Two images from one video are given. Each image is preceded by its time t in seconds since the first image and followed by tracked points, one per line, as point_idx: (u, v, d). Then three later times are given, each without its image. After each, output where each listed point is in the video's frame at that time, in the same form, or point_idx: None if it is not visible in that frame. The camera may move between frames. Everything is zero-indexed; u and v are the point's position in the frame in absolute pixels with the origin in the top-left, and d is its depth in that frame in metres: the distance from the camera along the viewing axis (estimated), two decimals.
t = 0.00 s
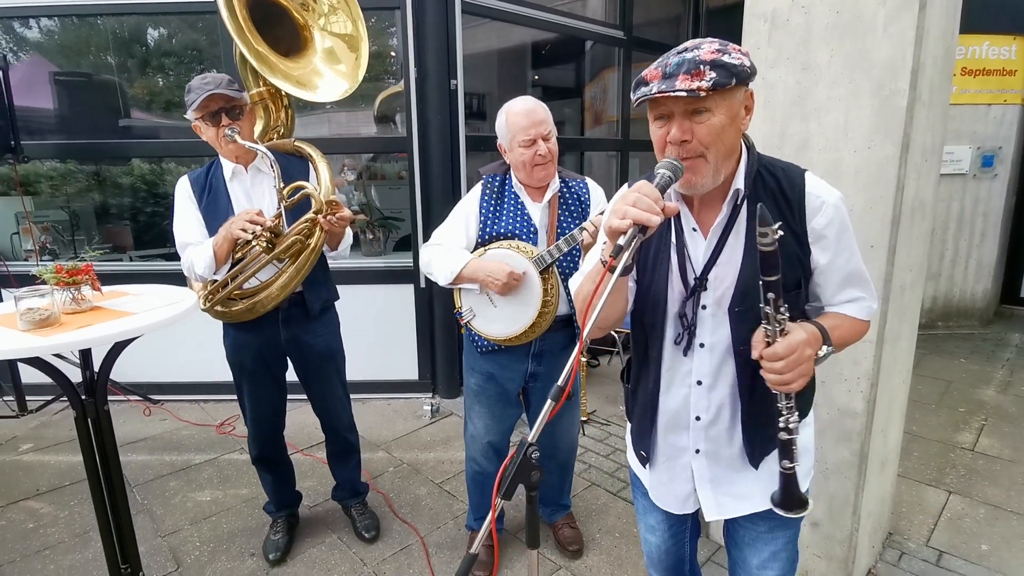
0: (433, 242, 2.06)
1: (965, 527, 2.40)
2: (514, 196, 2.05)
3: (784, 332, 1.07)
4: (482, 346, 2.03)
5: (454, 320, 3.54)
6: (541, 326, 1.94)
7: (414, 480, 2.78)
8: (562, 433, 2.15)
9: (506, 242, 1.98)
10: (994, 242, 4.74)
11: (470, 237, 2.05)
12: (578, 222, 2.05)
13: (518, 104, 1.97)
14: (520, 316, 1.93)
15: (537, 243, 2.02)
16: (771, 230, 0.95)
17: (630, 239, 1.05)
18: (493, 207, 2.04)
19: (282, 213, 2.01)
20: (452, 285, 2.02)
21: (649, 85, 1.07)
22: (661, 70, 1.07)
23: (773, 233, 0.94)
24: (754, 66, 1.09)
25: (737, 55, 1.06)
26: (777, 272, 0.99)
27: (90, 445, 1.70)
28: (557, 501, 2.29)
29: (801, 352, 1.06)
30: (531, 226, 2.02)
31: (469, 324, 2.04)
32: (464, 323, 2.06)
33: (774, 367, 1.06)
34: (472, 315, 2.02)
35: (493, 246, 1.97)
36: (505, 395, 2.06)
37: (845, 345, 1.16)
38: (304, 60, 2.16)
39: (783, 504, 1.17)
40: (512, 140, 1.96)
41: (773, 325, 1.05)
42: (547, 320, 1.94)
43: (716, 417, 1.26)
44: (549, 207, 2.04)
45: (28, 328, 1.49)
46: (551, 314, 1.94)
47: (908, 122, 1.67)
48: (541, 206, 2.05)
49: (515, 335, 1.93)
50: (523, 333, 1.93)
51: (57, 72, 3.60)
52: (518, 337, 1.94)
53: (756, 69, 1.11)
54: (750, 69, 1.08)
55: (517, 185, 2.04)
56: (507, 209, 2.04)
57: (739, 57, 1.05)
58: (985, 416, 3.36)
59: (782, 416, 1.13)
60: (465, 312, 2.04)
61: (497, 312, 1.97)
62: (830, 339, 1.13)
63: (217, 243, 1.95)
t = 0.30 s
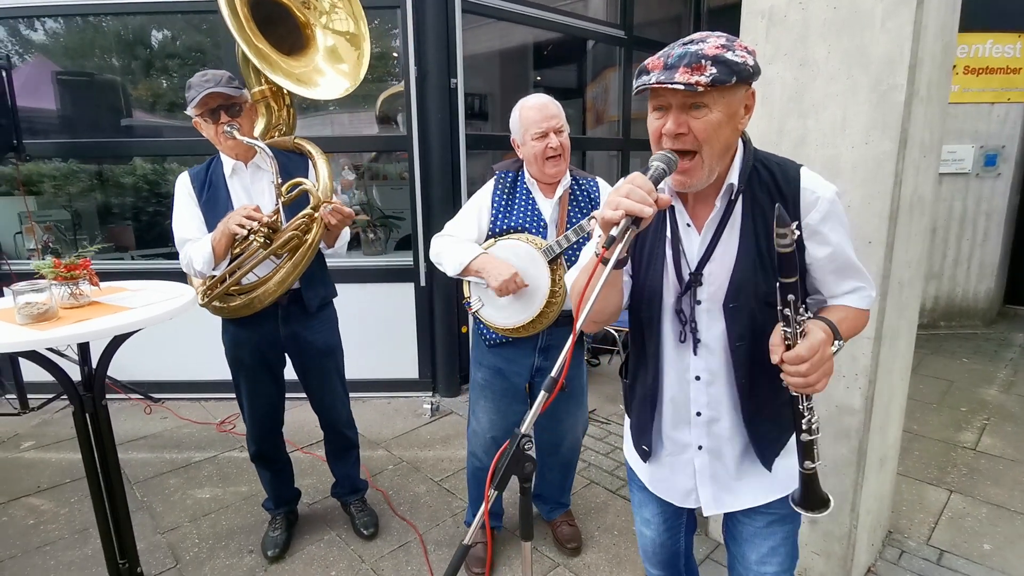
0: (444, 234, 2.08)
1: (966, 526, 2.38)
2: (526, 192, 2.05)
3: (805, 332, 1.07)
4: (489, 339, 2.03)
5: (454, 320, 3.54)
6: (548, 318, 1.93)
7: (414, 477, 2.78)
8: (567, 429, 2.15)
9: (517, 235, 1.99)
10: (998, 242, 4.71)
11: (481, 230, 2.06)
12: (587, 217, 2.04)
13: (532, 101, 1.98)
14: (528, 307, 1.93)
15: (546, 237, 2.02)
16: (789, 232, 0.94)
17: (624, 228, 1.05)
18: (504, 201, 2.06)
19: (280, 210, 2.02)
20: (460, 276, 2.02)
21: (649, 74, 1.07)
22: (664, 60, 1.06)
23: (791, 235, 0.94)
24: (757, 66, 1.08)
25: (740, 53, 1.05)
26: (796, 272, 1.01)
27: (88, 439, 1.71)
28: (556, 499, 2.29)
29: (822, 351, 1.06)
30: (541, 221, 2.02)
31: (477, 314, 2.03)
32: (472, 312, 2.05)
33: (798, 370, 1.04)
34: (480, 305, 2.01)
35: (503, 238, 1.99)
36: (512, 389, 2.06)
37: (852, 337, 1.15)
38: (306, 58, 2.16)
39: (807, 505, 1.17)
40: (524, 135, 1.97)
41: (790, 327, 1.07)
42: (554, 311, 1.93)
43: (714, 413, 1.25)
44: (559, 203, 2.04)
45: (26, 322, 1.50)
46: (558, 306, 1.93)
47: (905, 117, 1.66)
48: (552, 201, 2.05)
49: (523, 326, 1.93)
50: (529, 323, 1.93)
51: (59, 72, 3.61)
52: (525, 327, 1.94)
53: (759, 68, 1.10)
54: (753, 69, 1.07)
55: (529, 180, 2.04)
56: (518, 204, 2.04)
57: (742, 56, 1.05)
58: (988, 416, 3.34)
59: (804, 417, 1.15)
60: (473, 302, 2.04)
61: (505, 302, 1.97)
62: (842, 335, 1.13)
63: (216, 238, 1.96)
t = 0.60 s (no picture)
0: (447, 234, 2.10)
1: (967, 528, 2.37)
2: (526, 194, 2.05)
3: (768, 322, 1.06)
4: (491, 340, 2.03)
5: (453, 324, 3.53)
6: (548, 317, 1.91)
7: (412, 481, 2.78)
8: (566, 431, 2.13)
9: (517, 236, 1.98)
10: (996, 246, 4.71)
11: (484, 231, 2.08)
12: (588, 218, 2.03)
13: (534, 103, 1.99)
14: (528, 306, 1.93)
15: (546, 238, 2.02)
16: (740, 224, 0.94)
17: (619, 228, 1.05)
18: (506, 203, 2.05)
19: (281, 209, 2.03)
20: (463, 274, 2.05)
21: (633, 80, 1.08)
22: (644, 65, 1.07)
23: (741, 228, 0.94)
24: (739, 60, 1.09)
25: (721, 49, 1.05)
26: (751, 262, 0.99)
27: (84, 442, 1.71)
28: (555, 501, 2.28)
29: (783, 341, 1.05)
30: (541, 222, 2.02)
31: (478, 314, 2.03)
32: (472, 313, 2.06)
33: (756, 359, 1.05)
34: (481, 305, 2.02)
35: (505, 239, 1.99)
36: (513, 391, 2.06)
37: (840, 334, 1.15)
38: (310, 62, 2.16)
39: (791, 503, 1.15)
40: (526, 136, 1.98)
41: (752, 318, 1.05)
42: (554, 311, 1.91)
43: (714, 413, 1.25)
44: (559, 204, 2.04)
45: (22, 323, 1.50)
46: (559, 306, 1.91)
47: (901, 118, 1.67)
48: (553, 203, 2.05)
49: (523, 326, 1.92)
50: (529, 323, 1.92)
51: (59, 77, 3.62)
52: (524, 327, 1.93)
53: (741, 62, 1.10)
54: (735, 63, 1.07)
55: (531, 182, 2.05)
56: (519, 206, 2.04)
57: (722, 52, 1.05)
58: (988, 418, 3.33)
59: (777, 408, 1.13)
60: (474, 301, 2.05)
61: (506, 301, 1.98)
62: (822, 331, 1.13)
63: (216, 239, 1.96)
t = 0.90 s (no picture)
0: (435, 239, 2.10)
1: (961, 525, 2.39)
2: (515, 194, 2.07)
3: (795, 335, 1.07)
4: (484, 340, 2.05)
5: (450, 324, 3.54)
6: (540, 316, 1.94)
7: (410, 481, 2.78)
8: (562, 429, 2.15)
9: (507, 236, 2.01)
10: (989, 246, 4.75)
11: (472, 233, 2.09)
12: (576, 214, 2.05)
13: (519, 102, 2.01)
14: (518, 306, 1.94)
15: (536, 237, 2.04)
16: (767, 242, 0.95)
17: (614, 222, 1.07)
18: (494, 204, 2.08)
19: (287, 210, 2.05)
20: (453, 280, 2.05)
21: (638, 73, 1.09)
22: (650, 58, 1.08)
23: (768, 245, 0.95)
24: (742, 59, 1.10)
25: (725, 48, 1.07)
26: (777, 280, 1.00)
27: (82, 439, 1.71)
28: (552, 499, 2.29)
29: (812, 353, 1.06)
30: (530, 221, 2.04)
31: (470, 316, 2.05)
32: (465, 315, 2.08)
33: (789, 375, 1.06)
34: (473, 306, 2.04)
35: (493, 239, 2.00)
36: (508, 389, 2.07)
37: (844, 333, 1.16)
38: (317, 65, 2.17)
39: (810, 500, 1.19)
40: (512, 135, 1.98)
41: (779, 333, 1.06)
42: (545, 309, 1.94)
43: (697, 406, 1.26)
44: (547, 203, 2.06)
45: (21, 320, 1.51)
46: (549, 304, 1.94)
47: (895, 117, 1.69)
48: (541, 202, 2.06)
49: (516, 325, 1.94)
50: (521, 323, 1.94)
51: (55, 78, 3.62)
52: (517, 327, 1.95)
53: (744, 62, 1.12)
54: (739, 64, 1.09)
55: (519, 181, 2.06)
56: (507, 206, 2.06)
57: (727, 52, 1.07)
58: (981, 416, 3.36)
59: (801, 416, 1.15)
60: (466, 303, 2.06)
61: (497, 302, 1.98)
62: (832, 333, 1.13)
63: (221, 238, 1.98)
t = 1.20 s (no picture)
0: (415, 246, 2.12)
1: (949, 521, 2.43)
2: (490, 198, 2.08)
3: (749, 309, 1.13)
4: (468, 346, 2.06)
5: (443, 327, 3.56)
6: (521, 320, 1.96)
7: (403, 483, 2.78)
8: (548, 429, 2.17)
9: (486, 241, 2.00)
10: (972, 249, 4.84)
11: (450, 238, 2.10)
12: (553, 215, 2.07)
13: (490, 103, 2.01)
14: (500, 312, 1.95)
15: (514, 240, 2.05)
16: (727, 210, 1.04)
17: (613, 219, 1.09)
18: (471, 208, 2.07)
19: (285, 210, 2.06)
20: (435, 285, 2.07)
21: (629, 72, 1.12)
22: (641, 58, 1.11)
23: (729, 214, 1.04)
24: (730, 56, 1.13)
25: (714, 46, 1.10)
26: (735, 249, 1.07)
27: (76, 441, 1.70)
28: (545, 499, 2.31)
29: (763, 328, 1.10)
30: (508, 225, 2.05)
31: (452, 323, 2.06)
32: (447, 322, 2.09)
33: (738, 346, 1.11)
34: (455, 313, 2.05)
35: (472, 245, 2.01)
36: (492, 392, 2.09)
37: (812, 326, 1.21)
38: (313, 67, 2.19)
39: (761, 491, 1.20)
40: (484, 139, 2.00)
41: (735, 305, 1.12)
42: (527, 313, 1.96)
43: (703, 400, 1.30)
44: (524, 205, 2.07)
45: (15, 321, 1.50)
46: (531, 306, 1.96)
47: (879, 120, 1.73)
48: (517, 204, 2.08)
49: (498, 330, 1.96)
50: (502, 328, 1.96)
51: (46, 82, 3.61)
52: (499, 332, 1.97)
53: (733, 59, 1.14)
54: (727, 61, 1.12)
55: (493, 186, 2.08)
56: (484, 210, 2.06)
57: (716, 49, 1.10)
58: (967, 416, 3.41)
59: (754, 398, 1.18)
60: (448, 310, 2.08)
61: (477, 307, 2.00)
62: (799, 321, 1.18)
63: (219, 238, 1.99)
